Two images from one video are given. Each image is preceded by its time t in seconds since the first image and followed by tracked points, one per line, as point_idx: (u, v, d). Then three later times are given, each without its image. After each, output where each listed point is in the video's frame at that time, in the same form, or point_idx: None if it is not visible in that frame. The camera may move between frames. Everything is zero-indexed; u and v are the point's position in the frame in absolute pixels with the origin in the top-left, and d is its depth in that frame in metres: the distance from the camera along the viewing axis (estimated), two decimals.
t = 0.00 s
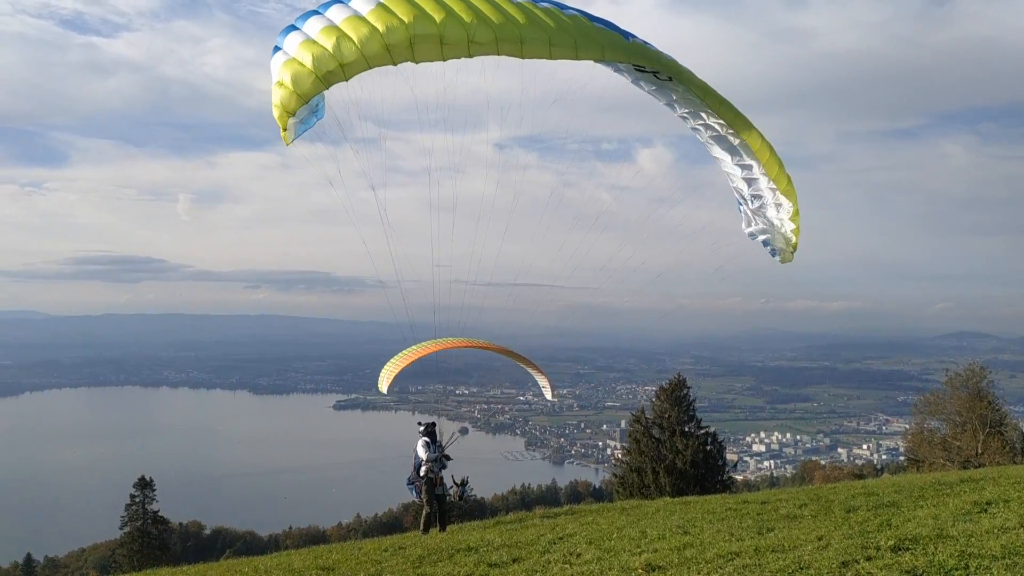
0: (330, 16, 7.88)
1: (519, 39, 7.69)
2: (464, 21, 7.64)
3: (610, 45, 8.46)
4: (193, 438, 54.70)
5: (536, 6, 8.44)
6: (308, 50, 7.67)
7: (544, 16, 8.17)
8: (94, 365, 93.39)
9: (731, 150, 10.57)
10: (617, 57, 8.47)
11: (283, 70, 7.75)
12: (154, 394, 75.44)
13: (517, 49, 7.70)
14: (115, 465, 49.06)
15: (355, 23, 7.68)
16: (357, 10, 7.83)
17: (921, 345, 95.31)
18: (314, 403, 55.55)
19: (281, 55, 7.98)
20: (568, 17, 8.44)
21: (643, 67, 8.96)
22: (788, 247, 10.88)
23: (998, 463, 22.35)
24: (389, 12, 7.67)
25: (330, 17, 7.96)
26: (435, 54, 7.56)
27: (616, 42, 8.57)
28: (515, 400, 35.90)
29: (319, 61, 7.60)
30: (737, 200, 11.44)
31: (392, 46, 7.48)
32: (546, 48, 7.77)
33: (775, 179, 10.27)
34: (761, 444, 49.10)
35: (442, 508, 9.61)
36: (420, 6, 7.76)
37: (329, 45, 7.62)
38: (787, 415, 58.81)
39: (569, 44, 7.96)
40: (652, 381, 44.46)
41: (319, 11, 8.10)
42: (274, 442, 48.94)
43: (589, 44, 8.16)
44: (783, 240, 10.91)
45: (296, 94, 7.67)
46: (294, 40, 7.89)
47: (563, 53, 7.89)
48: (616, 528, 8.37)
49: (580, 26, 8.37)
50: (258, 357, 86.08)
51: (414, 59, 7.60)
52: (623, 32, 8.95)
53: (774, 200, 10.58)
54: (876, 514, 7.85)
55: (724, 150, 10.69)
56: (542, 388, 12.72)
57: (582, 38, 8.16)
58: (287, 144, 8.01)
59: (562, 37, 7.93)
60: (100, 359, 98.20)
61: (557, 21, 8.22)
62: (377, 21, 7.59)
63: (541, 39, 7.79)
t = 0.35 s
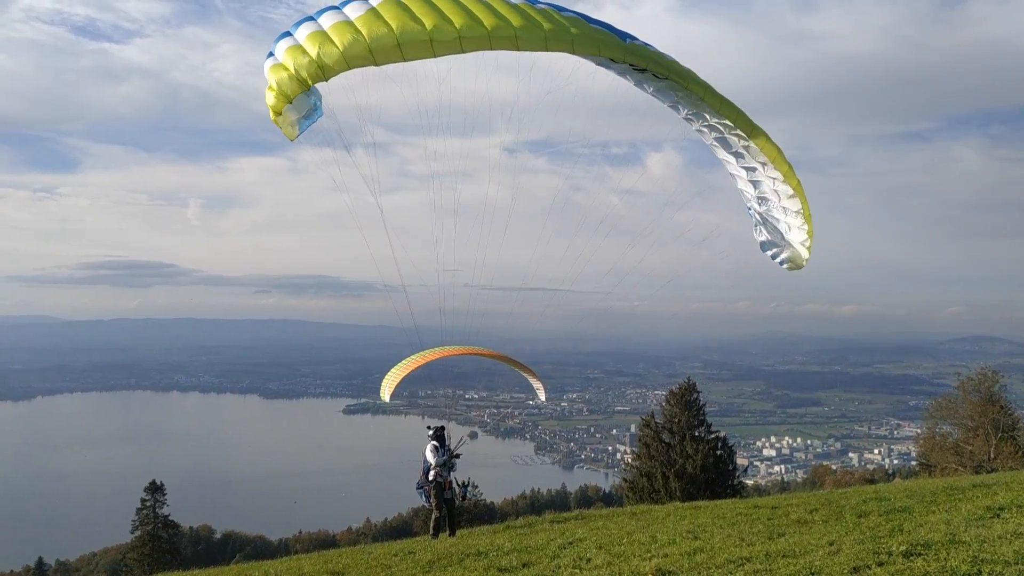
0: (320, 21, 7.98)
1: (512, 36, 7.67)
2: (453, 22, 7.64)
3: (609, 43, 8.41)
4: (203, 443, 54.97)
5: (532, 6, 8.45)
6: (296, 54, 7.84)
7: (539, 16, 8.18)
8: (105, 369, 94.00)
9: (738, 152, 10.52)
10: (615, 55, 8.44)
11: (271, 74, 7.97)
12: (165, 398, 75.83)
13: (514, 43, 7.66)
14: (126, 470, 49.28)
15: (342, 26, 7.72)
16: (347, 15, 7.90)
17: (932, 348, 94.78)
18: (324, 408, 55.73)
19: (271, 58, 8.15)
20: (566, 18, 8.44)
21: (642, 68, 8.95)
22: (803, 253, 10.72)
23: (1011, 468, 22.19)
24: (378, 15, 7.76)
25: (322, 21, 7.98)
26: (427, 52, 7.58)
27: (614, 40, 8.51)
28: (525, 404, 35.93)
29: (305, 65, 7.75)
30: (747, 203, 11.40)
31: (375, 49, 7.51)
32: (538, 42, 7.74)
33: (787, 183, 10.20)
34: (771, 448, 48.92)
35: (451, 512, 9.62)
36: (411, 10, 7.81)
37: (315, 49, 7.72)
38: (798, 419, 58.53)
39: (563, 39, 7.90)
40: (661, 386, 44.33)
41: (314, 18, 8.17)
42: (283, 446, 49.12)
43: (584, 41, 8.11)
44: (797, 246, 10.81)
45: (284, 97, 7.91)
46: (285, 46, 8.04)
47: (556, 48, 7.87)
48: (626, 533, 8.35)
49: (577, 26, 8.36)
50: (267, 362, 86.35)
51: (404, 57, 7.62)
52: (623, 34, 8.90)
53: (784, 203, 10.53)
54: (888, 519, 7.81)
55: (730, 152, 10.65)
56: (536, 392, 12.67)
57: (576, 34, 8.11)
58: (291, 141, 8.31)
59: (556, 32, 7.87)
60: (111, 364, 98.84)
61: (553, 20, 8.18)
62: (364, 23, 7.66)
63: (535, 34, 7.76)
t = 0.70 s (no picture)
0: (324, 28, 8.01)
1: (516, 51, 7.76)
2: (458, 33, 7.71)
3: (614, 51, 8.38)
4: (209, 445, 55.07)
5: (537, 12, 8.47)
6: (299, 63, 7.87)
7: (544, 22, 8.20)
8: (111, 372, 94.27)
9: (744, 155, 10.53)
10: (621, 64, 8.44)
11: (272, 84, 7.98)
12: (171, 401, 76.01)
13: (516, 59, 7.80)
14: (132, 472, 49.42)
15: (347, 34, 7.77)
16: (353, 23, 7.96)
17: (939, 351, 94.33)
18: (330, 410, 55.77)
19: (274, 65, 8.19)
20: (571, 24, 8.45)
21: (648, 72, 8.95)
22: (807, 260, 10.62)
23: (1018, 470, 22.00)
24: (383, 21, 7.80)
25: (326, 29, 8.01)
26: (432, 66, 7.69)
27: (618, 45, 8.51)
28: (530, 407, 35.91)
29: (308, 76, 7.79)
30: (754, 208, 11.39)
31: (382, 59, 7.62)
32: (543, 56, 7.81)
33: (792, 186, 10.20)
34: (777, 451, 48.73)
35: (456, 515, 9.60)
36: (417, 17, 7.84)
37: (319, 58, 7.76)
38: (804, 421, 58.29)
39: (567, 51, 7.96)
40: (667, 388, 44.20)
41: (319, 24, 8.23)
42: (289, 448, 49.18)
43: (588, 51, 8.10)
44: (801, 252, 10.73)
45: (285, 106, 7.96)
46: (289, 53, 8.05)
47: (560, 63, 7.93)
48: (631, 536, 8.34)
49: (582, 32, 8.38)
50: (273, 364, 86.53)
51: (410, 73, 7.76)
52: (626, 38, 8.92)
53: (790, 206, 10.51)
54: (894, 523, 7.78)
55: (735, 155, 10.68)
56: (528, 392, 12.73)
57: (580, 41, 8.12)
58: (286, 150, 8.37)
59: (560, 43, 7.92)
60: (117, 366, 99.08)
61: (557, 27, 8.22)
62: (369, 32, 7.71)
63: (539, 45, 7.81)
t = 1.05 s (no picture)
0: (327, 36, 8.04)
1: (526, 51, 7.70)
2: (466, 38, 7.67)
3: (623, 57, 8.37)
4: (211, 445, 55.14)
5: (545, 17, 8.52)
6: (298, 71, 7.79)
7: (551, 28, 8.26)
8: (114, 373, 94.39)
9: (747, 159, 10.50)
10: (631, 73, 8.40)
11: (269, 95, 7.81)
12: (173, 401, 76.11)
13: (527, 59, 7.69)
14: (134, 473, 49.52)
15: (349, 42, 7.78)
16: (358, 29, 8.00)
17: (941, 351, 94.18)
18: (331, 411, 55.81)
19: (272, 76, 8.07)
20: (580, 31, 8.49)
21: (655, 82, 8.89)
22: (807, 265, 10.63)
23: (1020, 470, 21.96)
24: (388, 30, 7.83)
25: (330, 37, 8.03)
26: (437, 66, 7.52)
27: (627, 52, 8.53)
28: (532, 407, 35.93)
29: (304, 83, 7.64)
30: (755, 213, 11.38)
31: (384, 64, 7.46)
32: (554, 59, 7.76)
33: (797, 191, 10.19)
34: (779, 452, 48.70)
35: (457, 515, 9.60)
36: (423, 25, 7.87)
37: (320, 64, 7.68)
38: (806, 422, 58.23)
39: (577, 55, 7.91)
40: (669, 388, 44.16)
41: (322, 29, 8.26)
42: (291, 449, 49.22)
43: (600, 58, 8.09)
44: (802, 257, 10.75)
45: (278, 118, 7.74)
46: (289, 61, 8.02)
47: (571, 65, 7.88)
48: (632, 537, 8.31)
49: (590, 38, 8.44)
50: (275, 365, 86.58)
51: (414, 72, 7.55)
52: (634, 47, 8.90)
53: (794, 211, 10.48)
54: (898, 523, 7.76)
55: (738, 159, 10.66)
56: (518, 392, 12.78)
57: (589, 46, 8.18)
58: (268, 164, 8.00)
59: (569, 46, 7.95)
60: (119, 367, 99.24)
61: (566, 35, 8.22)
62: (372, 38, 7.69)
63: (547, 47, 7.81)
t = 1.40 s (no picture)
0: (340, 38, 7.96)
1: (544, 58, 7.62)
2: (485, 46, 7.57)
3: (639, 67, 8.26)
4: (211, 445, 55.14)
5: (561, 22, 8.49)
6: (312, 74, 7.66)
7: (567, 34, 8.21)
8: (114, 372, 94.43)
9: (753, 166, 10.41)
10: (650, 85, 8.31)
11: (284, 100, 7.61)
12: (173, 401, 76.12)
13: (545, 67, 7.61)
14: (134, 472, 49.53)
15: (366, 45, 7.67)
16: (372, 30, 7.93)
17: (942, 351, 94.14)
18: (332, 411, 55.80)
19: (285, 81, 7.90)
20: (595, 37, 8.44)
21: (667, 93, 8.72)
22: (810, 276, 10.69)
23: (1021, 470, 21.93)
24: (404, 34, 7.76)
25: (344, 39, 7.94)
26: (455, 72, 7.41)
27: (642, 61, 8.48)
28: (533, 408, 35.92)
29: (319, 87, 7.49)
30: (760, 217, 11.40)
31: (401, 70, 7.31)
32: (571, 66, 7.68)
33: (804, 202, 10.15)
34: (779, 452, 48.71)
35: (455, 516, 9.59)
36: (439, 29, 7.80)
37: (335, 67, 7.55)
38: (806, 422, 58.19)
39: (595, 63, 7.83)
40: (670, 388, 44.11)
41: (335, 30, 8.20)
42: (291, 448, 49.22)
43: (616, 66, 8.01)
44: (806, 266, 10.79)
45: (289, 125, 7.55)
46: (302, 64, 7.89)
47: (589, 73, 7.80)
48: (632, 538, 8.28)
49: (605, 44, 8.39)
50: (275, 365, 86.59)
51: (431, 79, 7.41)
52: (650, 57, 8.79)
53: (800, 221, 10.45)
54: (898, 523, 7.75)
55: (745, 166, 10.58)
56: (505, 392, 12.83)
57: (606, 53, 8.13)
58: (269, 171, 7.70)
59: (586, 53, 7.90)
60: (120, 367, 99.29)
61: (582, 43, 8.16)
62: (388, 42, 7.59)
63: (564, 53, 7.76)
